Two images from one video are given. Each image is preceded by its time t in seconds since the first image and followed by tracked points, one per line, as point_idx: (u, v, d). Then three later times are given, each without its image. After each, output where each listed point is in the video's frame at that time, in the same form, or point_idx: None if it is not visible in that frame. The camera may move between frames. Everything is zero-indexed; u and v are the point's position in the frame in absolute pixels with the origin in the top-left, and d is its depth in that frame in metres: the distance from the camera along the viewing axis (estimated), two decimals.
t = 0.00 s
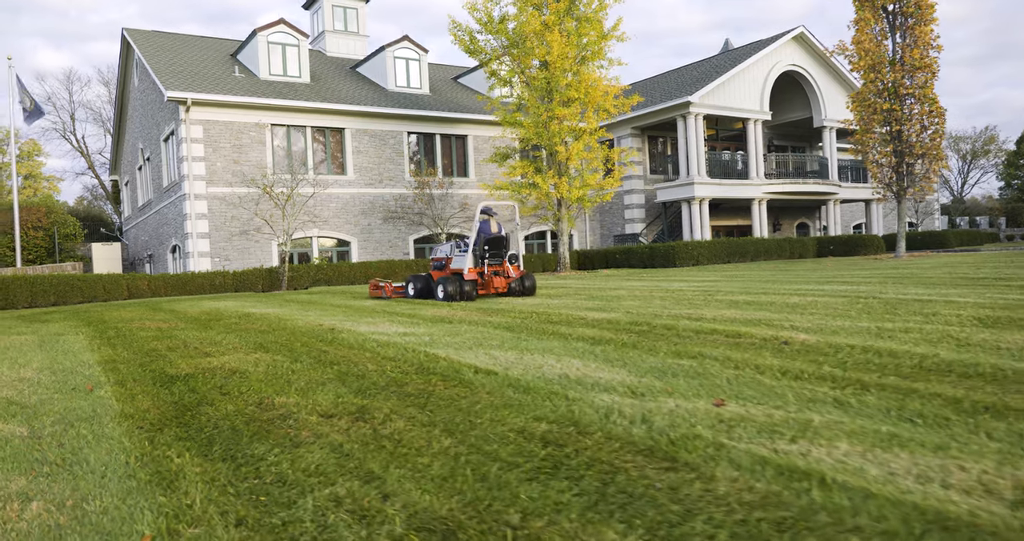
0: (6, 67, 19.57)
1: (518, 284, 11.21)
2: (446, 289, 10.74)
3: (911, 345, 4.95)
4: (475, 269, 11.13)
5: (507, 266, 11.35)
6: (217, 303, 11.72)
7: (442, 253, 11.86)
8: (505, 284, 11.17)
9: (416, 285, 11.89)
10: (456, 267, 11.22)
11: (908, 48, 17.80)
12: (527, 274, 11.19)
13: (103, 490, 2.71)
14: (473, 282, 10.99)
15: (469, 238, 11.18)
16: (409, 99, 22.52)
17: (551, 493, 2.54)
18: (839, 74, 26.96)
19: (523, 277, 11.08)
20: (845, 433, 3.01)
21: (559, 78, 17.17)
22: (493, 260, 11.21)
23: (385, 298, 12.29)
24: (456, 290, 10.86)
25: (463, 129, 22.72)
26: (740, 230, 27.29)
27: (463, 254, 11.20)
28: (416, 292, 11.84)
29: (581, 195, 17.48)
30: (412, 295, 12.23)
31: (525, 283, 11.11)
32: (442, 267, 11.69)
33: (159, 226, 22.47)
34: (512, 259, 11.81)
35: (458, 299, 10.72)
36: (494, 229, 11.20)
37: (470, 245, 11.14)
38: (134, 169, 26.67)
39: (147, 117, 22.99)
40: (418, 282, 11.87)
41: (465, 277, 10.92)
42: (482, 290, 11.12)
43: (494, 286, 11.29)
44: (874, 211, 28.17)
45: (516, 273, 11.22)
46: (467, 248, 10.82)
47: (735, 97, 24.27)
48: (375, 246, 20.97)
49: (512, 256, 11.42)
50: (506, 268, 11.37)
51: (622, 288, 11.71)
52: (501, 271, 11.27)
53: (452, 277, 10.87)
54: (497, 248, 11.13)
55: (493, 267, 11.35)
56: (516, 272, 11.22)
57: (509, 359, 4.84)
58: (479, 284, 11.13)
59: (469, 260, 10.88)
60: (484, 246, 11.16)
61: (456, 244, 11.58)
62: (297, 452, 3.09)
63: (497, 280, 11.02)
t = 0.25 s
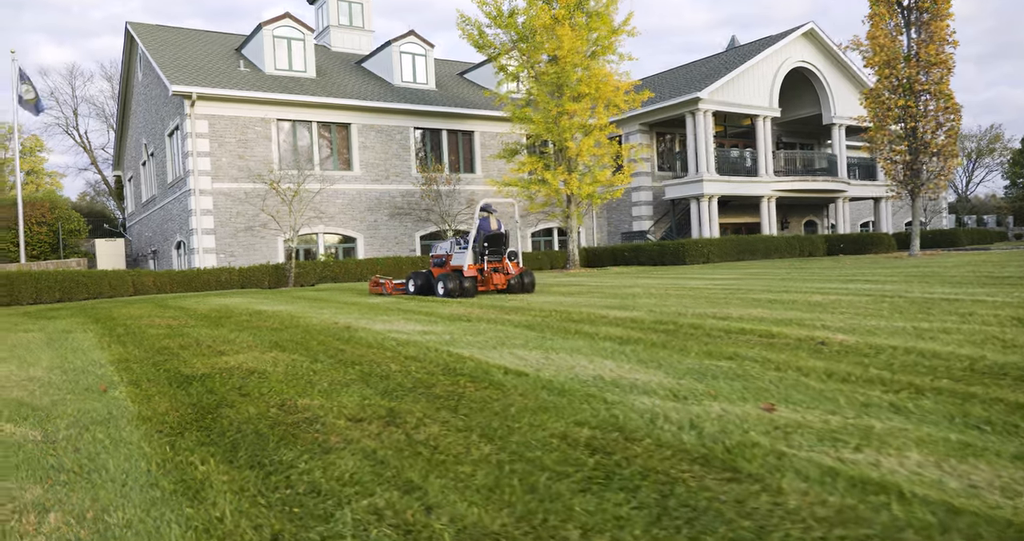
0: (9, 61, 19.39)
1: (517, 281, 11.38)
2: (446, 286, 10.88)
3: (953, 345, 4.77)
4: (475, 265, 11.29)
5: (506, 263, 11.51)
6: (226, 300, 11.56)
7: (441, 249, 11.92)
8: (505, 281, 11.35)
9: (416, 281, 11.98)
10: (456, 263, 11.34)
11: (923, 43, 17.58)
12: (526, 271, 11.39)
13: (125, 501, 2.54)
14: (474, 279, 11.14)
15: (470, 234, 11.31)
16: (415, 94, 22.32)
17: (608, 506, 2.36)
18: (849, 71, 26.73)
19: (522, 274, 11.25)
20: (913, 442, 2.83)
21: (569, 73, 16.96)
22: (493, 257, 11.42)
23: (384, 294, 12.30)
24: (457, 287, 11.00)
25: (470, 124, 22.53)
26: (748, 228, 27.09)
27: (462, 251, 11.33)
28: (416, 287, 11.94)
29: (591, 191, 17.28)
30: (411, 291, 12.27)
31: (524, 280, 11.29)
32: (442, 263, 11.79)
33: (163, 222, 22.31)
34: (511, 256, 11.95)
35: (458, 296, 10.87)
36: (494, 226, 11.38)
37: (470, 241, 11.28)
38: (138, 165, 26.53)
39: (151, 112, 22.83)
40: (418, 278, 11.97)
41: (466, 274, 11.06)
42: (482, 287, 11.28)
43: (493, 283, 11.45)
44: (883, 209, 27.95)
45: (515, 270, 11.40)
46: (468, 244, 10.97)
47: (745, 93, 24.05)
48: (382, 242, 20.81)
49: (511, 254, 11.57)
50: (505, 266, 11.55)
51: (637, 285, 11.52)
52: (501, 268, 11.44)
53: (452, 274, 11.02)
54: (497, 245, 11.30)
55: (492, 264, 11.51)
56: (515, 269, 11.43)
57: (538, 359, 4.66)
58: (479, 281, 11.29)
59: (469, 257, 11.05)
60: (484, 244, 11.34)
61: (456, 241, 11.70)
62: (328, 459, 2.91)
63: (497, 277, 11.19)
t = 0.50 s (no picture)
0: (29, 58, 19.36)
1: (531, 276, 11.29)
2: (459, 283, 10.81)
3: None
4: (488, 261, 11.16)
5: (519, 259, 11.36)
6: (247, 297, 11.42)
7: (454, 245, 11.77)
8: (518, 278, 11.22)
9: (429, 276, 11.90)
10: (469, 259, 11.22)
11: (958, 32, 17.10)
12: (540, 267, 11.27)
13: (163, 518, 2.32)
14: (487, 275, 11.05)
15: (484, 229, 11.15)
16: (434, 89, 22.10)
17: (701, 531, 2.12)
18: (876, 62, 26.14)
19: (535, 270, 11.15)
20: None
21: (593, 66, 16.65)
22: (506, 253, 11.17)
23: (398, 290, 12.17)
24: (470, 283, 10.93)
25: (490, 119, 22.27)
26: (772, 224, 26.62)
27: (476, 247, 11.12)
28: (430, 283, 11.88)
29: (615, 186, 16.96)
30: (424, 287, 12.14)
31: (537, 276, 11.19)
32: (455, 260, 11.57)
33: (183, 218, 22.27)
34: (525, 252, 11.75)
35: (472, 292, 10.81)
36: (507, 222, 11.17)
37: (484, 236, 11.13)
38: (157, 162, 26.54)
39: (170, 109, 22.78)
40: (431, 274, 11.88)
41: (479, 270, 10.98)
42: (495, 283, 11.16)
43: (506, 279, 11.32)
44: (911, 204, 27.34)
45: (529, 266, 11.26)
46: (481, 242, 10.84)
47: (769, 86, 23.57)
48: (401, 238, 20.62)
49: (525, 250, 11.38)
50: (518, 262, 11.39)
51: (667, 282, 11.21)
52: (514, 264, 11.29)
53: (466, 270, 11.04)
54: (510, 241, 11.12)
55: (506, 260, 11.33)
56: (528, 265, 11.23)
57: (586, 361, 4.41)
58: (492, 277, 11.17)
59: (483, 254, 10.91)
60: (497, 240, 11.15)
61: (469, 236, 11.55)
62: (378, 471, 2.68)
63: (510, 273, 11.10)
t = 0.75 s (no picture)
0: (86, 63, 19.82)
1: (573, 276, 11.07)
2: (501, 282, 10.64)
3: None
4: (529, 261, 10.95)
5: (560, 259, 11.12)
6: (298, 298, 11.40)
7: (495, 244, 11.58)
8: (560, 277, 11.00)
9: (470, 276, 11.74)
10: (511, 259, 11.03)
11: None
12: (582, 267, 11.03)
13: None
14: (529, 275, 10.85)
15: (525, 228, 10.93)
16: (480, 86, 21.92)
17: None
18: (940, 49, 24.91)
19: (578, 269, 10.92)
20: None
21: (645, 59, 16.19)
22: (547, 253, 10.93)
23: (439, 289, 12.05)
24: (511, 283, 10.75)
25: (536, 115, 21.98)
26: (828, 219, 25.68)
27: (517, 247, 10.90)
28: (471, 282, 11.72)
29: (668, 181, 16.48)
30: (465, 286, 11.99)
31: (579, 276, 10.96)
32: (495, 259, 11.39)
33: (234, 218, 22.62)
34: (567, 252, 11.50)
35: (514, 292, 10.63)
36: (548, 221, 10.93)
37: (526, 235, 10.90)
38: (208, 163, 27.07)
39: (221, 109, 23.13)
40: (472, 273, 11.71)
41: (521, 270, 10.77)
42: (536, 283, 10.95)
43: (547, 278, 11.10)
44: (978, 197, 26.01)
45: (570, 265, 11.03)
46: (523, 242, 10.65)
47: (827, 76, 22.66)
48: (448, 236, 20.53)
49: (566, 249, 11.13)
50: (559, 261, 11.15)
51: (727, 281, 10.76)
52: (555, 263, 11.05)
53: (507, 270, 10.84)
54: (551, 241, 10.88)
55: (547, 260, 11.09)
56: (569, 265, 10.96)
57: (665, 373, 4.14)
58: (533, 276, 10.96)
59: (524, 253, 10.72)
60: (538, 239, 10.91)
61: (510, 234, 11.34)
62: (462, 502, 2.45)
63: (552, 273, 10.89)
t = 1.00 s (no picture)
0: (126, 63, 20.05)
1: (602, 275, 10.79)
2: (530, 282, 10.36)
3: None
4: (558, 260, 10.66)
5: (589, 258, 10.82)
6: (334, 297, 11.27)
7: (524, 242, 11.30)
8: (589, 277, 10.71)
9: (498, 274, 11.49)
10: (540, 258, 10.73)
11: None
12: (611, 266, 10.74)
13: None
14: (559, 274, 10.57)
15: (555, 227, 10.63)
16: (516, 81, 21.62)
17: None
18: (994, 38, 23.84)
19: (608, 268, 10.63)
20: None
21: (688, 52, 15.69)
22: (576, 253, 10.61)
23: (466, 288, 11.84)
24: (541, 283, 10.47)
25: (573, 111, 21.62)
26: (874, 216, 24.82)
27: (545, 247, 10.60)
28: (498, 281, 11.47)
29: (712, 177, 15.99)
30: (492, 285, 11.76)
31: (609, 275, 10.68)
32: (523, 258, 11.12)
33: (270, 216, 22.72)
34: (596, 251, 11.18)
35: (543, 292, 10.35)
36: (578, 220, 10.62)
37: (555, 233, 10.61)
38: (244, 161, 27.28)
39: (257, 108, 23.24)
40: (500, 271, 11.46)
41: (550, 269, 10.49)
42: (565, 283, 10.67)
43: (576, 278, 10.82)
44: None
45: (601, 264, 10.73)
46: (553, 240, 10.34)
47: (875, 67, 21.82)
48: (483, 234, 20.31)
49: (595, 249, 10.81)
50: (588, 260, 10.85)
51: (777, 281, 10.30)
52: (585, 263, 10.75)
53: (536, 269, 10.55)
54: (581, 241, 10.57)
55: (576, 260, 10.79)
56: (598, 264, 10.68)
57: (737, 387, 3.81)
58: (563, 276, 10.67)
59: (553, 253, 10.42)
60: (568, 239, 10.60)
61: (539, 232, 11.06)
62: None
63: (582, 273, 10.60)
